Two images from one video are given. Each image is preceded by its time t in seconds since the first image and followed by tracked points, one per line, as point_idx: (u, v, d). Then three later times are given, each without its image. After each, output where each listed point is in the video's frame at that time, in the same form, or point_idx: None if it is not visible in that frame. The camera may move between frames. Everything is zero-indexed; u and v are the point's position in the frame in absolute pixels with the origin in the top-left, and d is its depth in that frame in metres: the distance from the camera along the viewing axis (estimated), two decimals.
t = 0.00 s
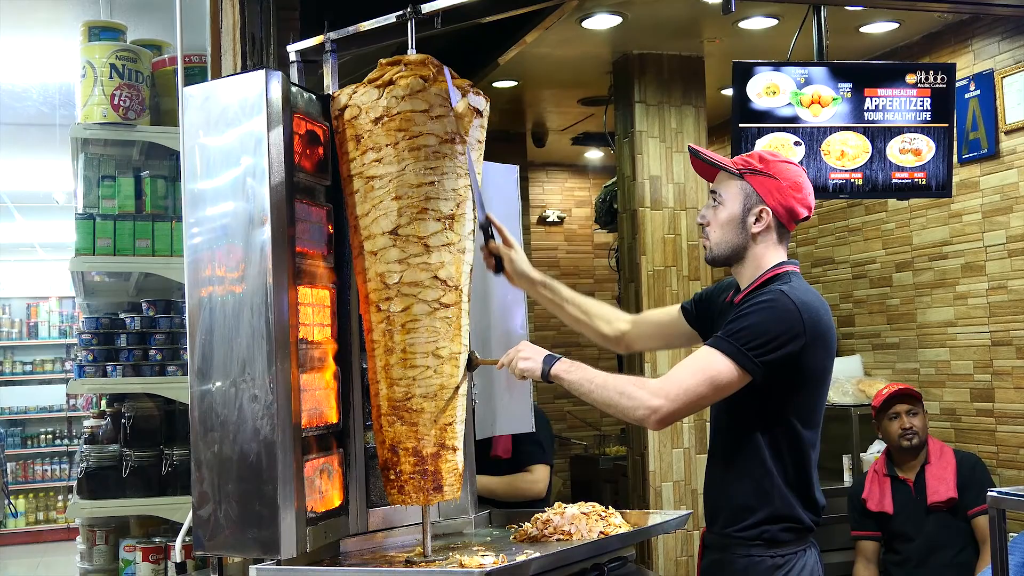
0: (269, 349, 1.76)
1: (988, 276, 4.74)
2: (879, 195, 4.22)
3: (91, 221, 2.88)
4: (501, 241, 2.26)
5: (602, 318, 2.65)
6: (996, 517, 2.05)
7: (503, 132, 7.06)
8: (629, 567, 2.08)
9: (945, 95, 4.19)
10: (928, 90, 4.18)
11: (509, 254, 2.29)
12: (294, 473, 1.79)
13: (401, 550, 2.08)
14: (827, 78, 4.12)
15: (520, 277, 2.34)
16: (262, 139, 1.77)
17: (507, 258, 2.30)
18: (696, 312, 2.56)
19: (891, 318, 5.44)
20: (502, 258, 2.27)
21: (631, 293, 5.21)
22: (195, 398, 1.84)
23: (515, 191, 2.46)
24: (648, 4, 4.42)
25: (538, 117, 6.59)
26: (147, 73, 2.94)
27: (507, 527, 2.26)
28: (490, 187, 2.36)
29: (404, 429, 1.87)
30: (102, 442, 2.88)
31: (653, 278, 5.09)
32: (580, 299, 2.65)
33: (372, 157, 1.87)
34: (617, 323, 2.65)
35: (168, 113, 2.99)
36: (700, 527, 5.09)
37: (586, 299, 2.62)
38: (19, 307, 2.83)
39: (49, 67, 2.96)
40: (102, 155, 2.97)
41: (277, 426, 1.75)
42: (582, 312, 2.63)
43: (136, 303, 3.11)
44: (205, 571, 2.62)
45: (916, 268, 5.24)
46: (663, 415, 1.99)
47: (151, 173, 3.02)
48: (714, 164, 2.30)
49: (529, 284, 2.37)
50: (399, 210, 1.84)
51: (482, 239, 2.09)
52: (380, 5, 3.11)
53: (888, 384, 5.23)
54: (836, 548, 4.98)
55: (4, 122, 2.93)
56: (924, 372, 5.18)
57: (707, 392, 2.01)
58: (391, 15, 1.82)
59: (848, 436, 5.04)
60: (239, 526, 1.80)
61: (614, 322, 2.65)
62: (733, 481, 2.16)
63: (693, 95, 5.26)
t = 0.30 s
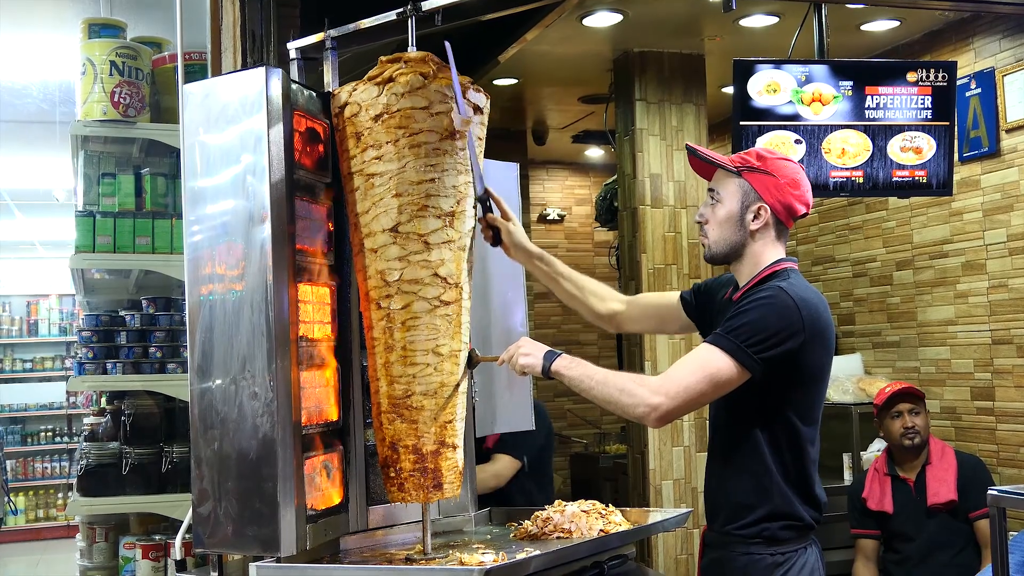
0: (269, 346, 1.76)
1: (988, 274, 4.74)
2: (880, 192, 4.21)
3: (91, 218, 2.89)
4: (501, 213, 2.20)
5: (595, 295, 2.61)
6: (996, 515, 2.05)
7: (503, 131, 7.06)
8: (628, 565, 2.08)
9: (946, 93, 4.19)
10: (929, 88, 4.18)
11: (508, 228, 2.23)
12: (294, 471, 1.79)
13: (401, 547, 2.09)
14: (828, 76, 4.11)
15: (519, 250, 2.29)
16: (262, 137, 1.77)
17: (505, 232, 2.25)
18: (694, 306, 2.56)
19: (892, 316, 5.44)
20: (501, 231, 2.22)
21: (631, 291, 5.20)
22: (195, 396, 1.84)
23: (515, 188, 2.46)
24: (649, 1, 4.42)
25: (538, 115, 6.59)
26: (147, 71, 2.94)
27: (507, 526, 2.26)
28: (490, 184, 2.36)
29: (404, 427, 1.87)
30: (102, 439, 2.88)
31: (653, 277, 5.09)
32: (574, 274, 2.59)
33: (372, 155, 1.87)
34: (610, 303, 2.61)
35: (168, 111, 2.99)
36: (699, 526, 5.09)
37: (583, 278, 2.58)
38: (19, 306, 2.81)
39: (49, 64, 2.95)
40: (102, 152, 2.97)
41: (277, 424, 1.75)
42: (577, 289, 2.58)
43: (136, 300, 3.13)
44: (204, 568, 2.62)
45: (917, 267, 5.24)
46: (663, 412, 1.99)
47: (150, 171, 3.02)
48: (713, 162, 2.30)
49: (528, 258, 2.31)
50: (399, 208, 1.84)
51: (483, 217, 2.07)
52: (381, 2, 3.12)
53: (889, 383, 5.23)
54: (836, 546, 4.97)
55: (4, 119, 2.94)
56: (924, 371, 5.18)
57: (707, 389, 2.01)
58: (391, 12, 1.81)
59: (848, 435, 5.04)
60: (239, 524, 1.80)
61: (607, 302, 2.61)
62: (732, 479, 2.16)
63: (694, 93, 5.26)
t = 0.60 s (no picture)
0: (269, 344, 1.76)
1: (989, 272, 4.74)
2: (880, 191, 4.21)
3: (92, 215, 2.90)
4: (503, 280, 2.19)
5: (610, 342, 2.66)
6: (997, 514, 2.05)
7: (504, 129, 7.05)
8: (627, 564, 2.08)
9: (946, 91, 4.19)
10: (929, 87, 4.17)
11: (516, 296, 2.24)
12: (295, 468, 1.79)
13: (401, 545, 2.08)
14: (828, 74, 4.10)
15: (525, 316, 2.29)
16: (262, 135, 1.77)
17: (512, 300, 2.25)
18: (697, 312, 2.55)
19: (892, 315, 5.44)
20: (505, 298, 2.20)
21: (631, 290, 5.20)
22: (195, 393, 1.84)
23: (517, 188, 2.45)
24: None
25: (539, 113, 6.58)
26: (147, 68, 2.95)
27: (506, 523, 2.26)
28: (491, 183, 2.36)
29: (404, 424, 1.86)
30: (103, 436, 2.89)
31: (654, 275, 5.09)
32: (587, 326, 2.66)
33: (372, 153, 1.87)
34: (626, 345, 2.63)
35: (170, 109, 3.01)
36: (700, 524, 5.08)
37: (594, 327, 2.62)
38: (20, 302, 2.78)
39: (50, 61, 2.94)
40: (104, 150, 3.00)
41: (278, 421, 1.75)
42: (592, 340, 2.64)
43: (137, 298, 3.11)
44: (205, 564, 2.62)
45: (917, 265, 5.24)
46: (663, 411, 1.98)
47: (151, 168, 3.05)
48: (713, 162, 2.30)
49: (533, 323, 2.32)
50: (399, 206, 1.84)
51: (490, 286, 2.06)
52: None
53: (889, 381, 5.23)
54: (836, 545, 4.97)
55: (3, 116, 2.89)
56: (925, 369, 5.18)
57: (707, 387, 2.00)
58: (391, 9, 1.81)
59: (849, 433, 5.04)
60: (239, 521, 1.80)
61: (623, 345, 2.64)
62: (732, 477, 2.16)
63: (694, 91, 5.26)
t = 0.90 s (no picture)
0: (272, 343, 1.76)
1: (990, 270, 4.74)
2: (881, 189, 4.21)
3: (94, 214, 2.88)
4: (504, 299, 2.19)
5: (618, 358, 2.66)
6: (998, 512, 2.05)
7: (505, 128, 7.05)
8: (629, 561, 2.09)
9: (948, 89, 4.18)
10: (931, 85, 4.17)
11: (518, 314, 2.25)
12: (297, 466, 1.79)
13: (402, 544, 2.08)
14: (830, 72, 4.10)
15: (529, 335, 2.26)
16: (265, 134, 1.77)
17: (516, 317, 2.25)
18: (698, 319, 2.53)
19: (894, 312, 5.44)
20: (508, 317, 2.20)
21: (633, 288, 5.20)
22: (198, 392, 1.85)
23: (518, 188, 2.44)
24: None
25: (540, 111, 6.58)
26: (150, 67, 2.94)
27: (508, 522, 2.26)
28: (493, 182, 2.36)
29: (405, 423, 1.87)
30: (105, 435, 2.87)
31: (655, 274, 5.09)
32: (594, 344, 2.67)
33: (374, 151, 1.87)
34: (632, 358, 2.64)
35: (172, 107, 3.00)
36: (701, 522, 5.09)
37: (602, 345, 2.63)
38: (22, 301, 2.84)
39: (50, 60, 2.98)
40: (105, 148, 2.98)
41: (279, 419, 1.76)
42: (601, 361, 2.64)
43: (138, 296, 3.09)
44: (207, 562, 2.63)
45: (919, 263, 5.23)
46: (752, 459, 1.94)
47: (153, 167, 3.00)
48: (709, 163, 2.30)
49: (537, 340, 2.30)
50: (400, 204, 1.85)
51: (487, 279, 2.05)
52: None
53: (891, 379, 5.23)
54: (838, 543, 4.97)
55: (4, 115, 2.96)
56: (927, 367, 5.18)
57: (778, 416, 1.99)
58: (393, 8, 1.83)
59: (850, 431, 5.04)
60: (241, 519, 1.80)
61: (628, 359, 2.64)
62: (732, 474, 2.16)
63: (695, 89, 5.26)
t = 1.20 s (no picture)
0: (274, 342, 1.77)
1: (991, 270, 4.74)
2: (881, 188, 4.21)
3: (95, 212, 2.90)
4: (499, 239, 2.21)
5: (598, 313, 2.65)
6: (999, 511, 2.05)
7: (507, 127, 7.05)
8: (630, 560, 2.09)
9: (949, 89, 4.18)
10: (932, 84, 4.17)
11: (507, 253, 2.23)
12: (299, 465, 1.79)
13: (404, 542, 2.07)
14: (830, 72, 4.10)
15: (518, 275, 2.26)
16: (266, 132, 1.78)
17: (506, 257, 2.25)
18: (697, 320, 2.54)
19: (894, 312, 5.44)
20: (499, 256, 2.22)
21: (634, 287, 5.20)
22: (200, 390, 1.85)
23: (518, 184, 2.43)
24: None
25: (541, 110, 6.58)
26: (152, 65, 2.95)
27: (509, 521, 2.26)
28: (494, 181, 2.35)
29: (406, 421, 1.87)
30: (106, 433, 2.87)
31: (656, 273, 5.09)
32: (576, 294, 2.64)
33: (375, 150, 1.87)
34: (614, 318, 2.64)
35: (174, 106, 3.00)
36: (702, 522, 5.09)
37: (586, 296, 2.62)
38: (24, 299, 2.80)
39: (53, 58, 2.97)
40: (107, 147, 3.01)
41: (281, 418, 1.76)
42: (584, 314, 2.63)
43: (139, 295, 3.11)
44: (207, 559, 2.63)
45: (919, 263, 5.23)
46: (768, 451, 1.92)
47: (155, 166, 3.03)
48: (705, 161, 2.30)
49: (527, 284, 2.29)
50: (401, 203, 1.85)
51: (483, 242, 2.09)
52: None
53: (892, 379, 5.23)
54: (839, 543, 4.97)
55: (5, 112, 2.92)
56: (927, 367, 5.18)
57: (789, 409, 1.98)
58: (395, 7, 1.82)
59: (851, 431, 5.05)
60: (243, 517, 1.80)
61: (611, 317, 2.64)
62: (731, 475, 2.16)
63: (696, 89, 5.26)
